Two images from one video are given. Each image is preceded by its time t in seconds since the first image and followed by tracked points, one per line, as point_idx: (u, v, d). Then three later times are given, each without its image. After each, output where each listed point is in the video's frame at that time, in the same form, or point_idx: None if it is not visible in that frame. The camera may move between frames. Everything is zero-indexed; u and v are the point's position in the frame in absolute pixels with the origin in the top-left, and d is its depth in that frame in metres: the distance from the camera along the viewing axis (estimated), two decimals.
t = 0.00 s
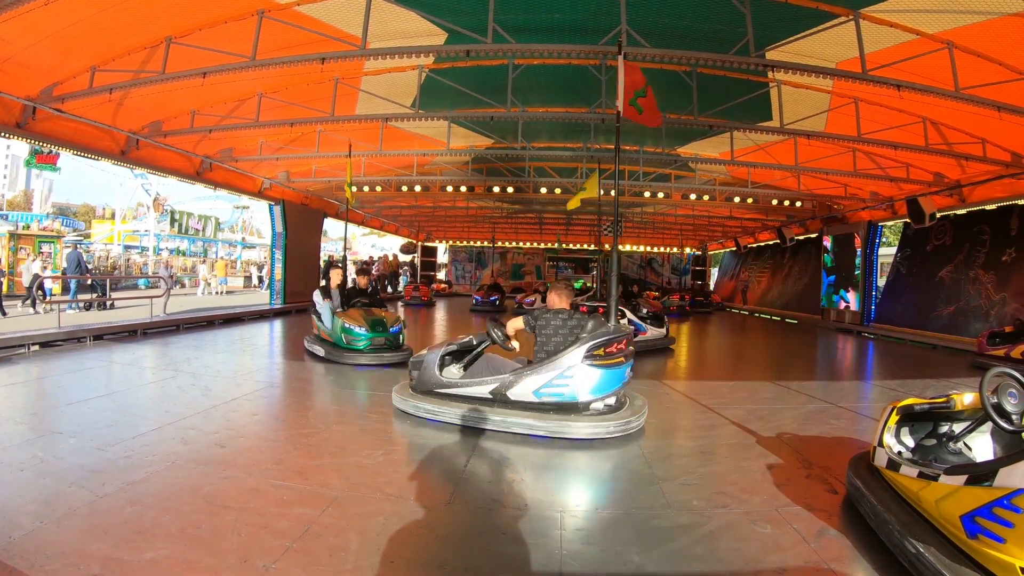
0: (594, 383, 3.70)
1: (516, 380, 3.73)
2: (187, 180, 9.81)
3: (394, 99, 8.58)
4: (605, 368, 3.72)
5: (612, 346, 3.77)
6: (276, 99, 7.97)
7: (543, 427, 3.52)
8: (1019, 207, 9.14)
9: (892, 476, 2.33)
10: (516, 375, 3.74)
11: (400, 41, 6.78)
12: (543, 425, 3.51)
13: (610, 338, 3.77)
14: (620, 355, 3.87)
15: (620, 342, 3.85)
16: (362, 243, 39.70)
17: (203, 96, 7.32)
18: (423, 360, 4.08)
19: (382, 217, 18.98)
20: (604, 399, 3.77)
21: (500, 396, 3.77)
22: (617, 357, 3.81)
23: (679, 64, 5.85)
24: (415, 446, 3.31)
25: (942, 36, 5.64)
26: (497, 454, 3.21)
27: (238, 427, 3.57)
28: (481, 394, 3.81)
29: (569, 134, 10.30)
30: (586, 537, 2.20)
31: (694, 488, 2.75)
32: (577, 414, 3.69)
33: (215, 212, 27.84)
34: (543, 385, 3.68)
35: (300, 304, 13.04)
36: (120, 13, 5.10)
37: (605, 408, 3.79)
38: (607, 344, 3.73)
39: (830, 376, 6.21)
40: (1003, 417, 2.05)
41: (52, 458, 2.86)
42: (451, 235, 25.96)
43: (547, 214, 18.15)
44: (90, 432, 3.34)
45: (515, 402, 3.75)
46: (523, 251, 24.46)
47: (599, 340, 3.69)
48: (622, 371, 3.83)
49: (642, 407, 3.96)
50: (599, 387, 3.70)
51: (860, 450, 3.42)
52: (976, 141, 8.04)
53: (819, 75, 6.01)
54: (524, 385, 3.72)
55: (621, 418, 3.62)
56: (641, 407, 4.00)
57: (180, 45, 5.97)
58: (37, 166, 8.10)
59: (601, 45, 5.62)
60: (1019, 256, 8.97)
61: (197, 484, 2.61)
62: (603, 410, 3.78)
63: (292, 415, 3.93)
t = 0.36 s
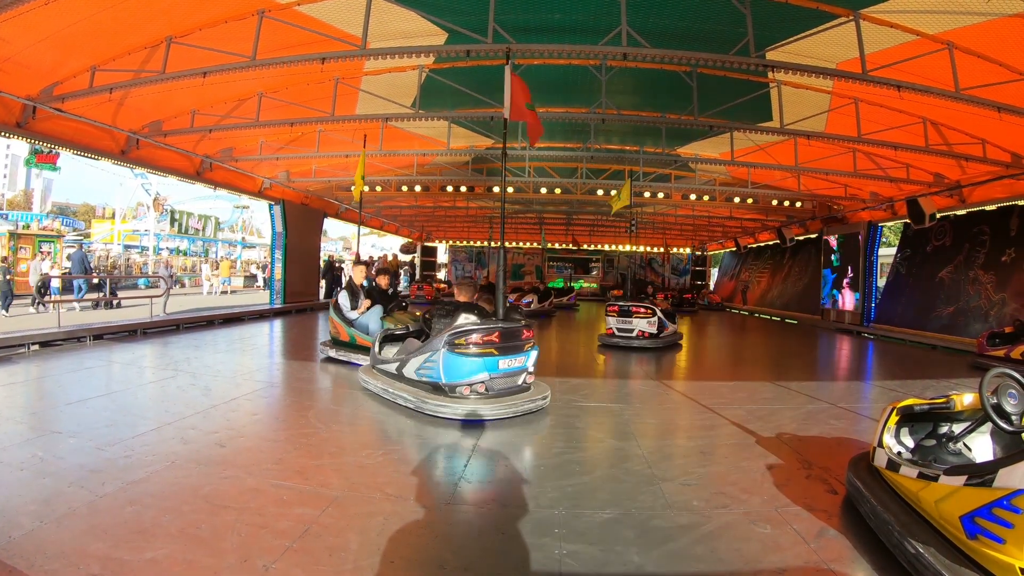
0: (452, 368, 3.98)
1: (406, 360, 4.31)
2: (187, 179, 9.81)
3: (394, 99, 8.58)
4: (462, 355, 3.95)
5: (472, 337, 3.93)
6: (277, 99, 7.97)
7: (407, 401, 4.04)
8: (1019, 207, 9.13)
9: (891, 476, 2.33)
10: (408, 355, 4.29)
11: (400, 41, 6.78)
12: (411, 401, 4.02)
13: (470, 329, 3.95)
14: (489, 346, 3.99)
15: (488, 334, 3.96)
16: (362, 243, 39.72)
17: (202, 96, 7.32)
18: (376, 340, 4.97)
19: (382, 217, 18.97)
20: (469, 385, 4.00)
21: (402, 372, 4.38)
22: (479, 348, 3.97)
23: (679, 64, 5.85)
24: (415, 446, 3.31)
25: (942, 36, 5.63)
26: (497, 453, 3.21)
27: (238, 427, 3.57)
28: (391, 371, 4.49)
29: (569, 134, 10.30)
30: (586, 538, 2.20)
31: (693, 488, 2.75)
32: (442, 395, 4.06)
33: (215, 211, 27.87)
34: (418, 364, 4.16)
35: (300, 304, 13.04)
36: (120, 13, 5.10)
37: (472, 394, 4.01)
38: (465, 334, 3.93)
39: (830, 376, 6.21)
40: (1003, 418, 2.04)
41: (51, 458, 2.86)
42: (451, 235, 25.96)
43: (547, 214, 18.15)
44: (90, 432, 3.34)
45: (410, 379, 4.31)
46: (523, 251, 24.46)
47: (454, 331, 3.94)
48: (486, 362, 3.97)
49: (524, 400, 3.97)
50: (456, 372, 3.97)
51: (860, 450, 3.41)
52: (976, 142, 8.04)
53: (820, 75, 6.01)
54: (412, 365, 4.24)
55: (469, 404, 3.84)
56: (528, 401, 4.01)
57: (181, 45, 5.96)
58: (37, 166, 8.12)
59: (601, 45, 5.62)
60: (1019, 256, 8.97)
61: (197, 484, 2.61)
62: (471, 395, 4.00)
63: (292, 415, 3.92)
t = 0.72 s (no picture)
0: (402, 365, 4.01)
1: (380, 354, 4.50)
2: (188, 179, 9.82)
3: (395, 99, 8.58)
4: (409, 353, 3.97)
5: (418, 336, 3.92)
6: (278, 99, 7.97)
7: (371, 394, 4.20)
8: (1020, 208, 9.12)
9: (892, 477, 2.33)
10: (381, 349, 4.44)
11: (402, 41, 6.78)
12: (372, 393, 4.17)
13: (417, 327, 3.94)
14: (437, 346, 3.93)
15: (433, 334, 3.91)
16: (363, 243, 39.73)
17: (203, 96, 7.32)
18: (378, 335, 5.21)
19: (383, 217, 18.98)
20: (417, 383, 3.99)
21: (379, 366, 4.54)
22: (427, 346, 3.94)
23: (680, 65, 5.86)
24: (415, 446, 3.31)
25: (943, 36, 5.63)
26: (497, 453, 3.22)
27: (238, 426, 3.58)
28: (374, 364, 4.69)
29: (570, 134, 10.31)
30: (586, 538, 2.20)
31: (694, 488, 2.75)
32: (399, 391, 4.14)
33: (216, 211, 27.90)
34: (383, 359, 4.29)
35: (301, 304, 13.05)
36: (121, 13, 5.11)
37: (420, 393, 4.00)
38: (413, 333, 3.93)
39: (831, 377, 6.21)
40: (1004, 419, 2.04)
41: (52, 458, 2.87)
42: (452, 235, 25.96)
43: (548, 214, 18.15)
44: (91, 431, 3.34)
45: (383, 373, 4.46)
46: (524, 251, 24.47)
47: (403, 329, 3.96)
48: (433, 362, 3.94)
49: (468, 405, 3.83)
50: (404, 370, 3.99)
51: (861, 451, 3.41)
52: (978, 142, 8.03)
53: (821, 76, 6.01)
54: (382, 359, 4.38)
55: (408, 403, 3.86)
56: (473, 407, 3.84)
57: (183, 45, 5.97)
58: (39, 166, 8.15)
59: (602, 45, 5.63)
60: (1020, 257, 8.96)
61: (197, 484, 2.62)
62: (420, 394, 3.98)
63: (293, 414, 3.93)
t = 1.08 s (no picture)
0: (403, 364, 4.06)
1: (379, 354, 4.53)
2: (189, 180, 9.84)
3: (396, 99, 8.58)
4: (410, 352, 4.01)
5: (418, 335, 3.97)
6: (278, 99, 7.97)
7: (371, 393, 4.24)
8: (1021, 209, 9.11)
9: (893, 478, 2.34)
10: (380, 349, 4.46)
11: (402, 42, 6.78)
12: (371, 392, 4.20)
13: (418, 326, 3.98)
14: (437, 344, 3.98)
15: (434, 333, 3.96)
16: (364, 244, 39.77)
17: (204, 97, 7.32)
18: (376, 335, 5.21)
19: (384, 218, 19.00)
20: (418, 382, 4.04)
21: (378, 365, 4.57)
22: (427, 346, 3.99)
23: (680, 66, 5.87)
24: (416, 447, 3.31)
25: (945, 37, 5.62)
26: (498, 454, 3.23)
27: (239, 427, 3.58)
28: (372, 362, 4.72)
29: (571, 135, 10.31)
30: (586, 539, 2.20)
31: (695, 489, 2.75)
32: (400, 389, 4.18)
33: (216, 212, 27.95)
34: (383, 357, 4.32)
35: (302, 304, 13.06)
36: (122, 14, 5.12)
37: (421, 391, 4.05)
38: (413, 332, 3.97)
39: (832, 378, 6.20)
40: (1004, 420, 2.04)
41: (53, 458, 2.87)
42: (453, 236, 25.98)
43: (548, 215, 18.15)
44: (92, 431, 3.35)
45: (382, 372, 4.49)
46: (524, 252, 24.49)
47: (403, 328, 4.00)
48: (434, 360, 3.99)
49: (469, 402, 3.89)
50: (404, 368, 4.04)
51: (862, 452, 3.40)
52: (979, 143, 8.02)
53: (822, 77, 6.02)
54: (381, 358, 4.41)
55: (410, 401, 3.91)
56: (474, 404, 3.91)
57: (183, 46, 5.97)
58: (40, 166, 8.17)
59: (603, 47, 5.63)
60: (1021, 258, 8.95)
61: (198, 484, 2.62)
62: (421, 392, 4.03)
63: (293, 415, 3.94)
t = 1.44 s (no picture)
0: (396, 360, 4.32)
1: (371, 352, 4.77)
2: (189, 180, 9.85)
3: (396, 100, 8.58)
4: (403, 348, 4.29)
5: (411, 332, 4.26)
6: (278, 100, 7.97)
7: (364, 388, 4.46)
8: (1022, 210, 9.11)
9: (893, 479, 2.34)
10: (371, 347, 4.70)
11: (403, 42, 6.78)
12: (365, 388, 4.41)
13: (411, 324, 4.28)
14: (429, 341, 4.27)
15: (426, 330, 4.26)
16: (364, 245, 39.78)
17: (204, 97, 7.32)
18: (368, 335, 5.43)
19: (384, 218, 19.01)
20: (411, 376, 4.30)
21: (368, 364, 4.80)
22: (420, 342, 4.27)
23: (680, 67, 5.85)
24: (416, 448, 3.31)
25: (945, 37, 5.62)
26: (498, 454, 3.24)
27: (240, 427, 3.59)
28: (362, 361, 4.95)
29: (571, 136, 10.32)
30: (586, 540, 2.20)
31: (695, 490, 2.75)
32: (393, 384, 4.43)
33: (216, 212, 27.97)
34: (376, 355, 4.56)
35: (302, 305, 13.06)
36: (123, 15, 5.13)
37: (414, 385, 4.30)
38: (407, 329, 4.26)
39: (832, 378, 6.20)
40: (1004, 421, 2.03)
41: (53, 458, 2.87)
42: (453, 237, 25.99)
43: (549, 215, 18.16)
44: (92, 432, 3.35)
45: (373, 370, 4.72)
46: (525, 252, 24.50)
47: (397, 326, 4.27)
48: (427, 356, 4.27)
49: (460, 395, 4.17)
50: (398, 364, 4.30)
51: (862, 453, 3.40)
52: (979, 143, 8.02)
53: (821, 78, 6.03)
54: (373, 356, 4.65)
55: (404, 394, 4.15)
56: (466, 396, 4.19)
57: (183, 46, 5.97)
58: (40, 166, 8.17)
59: (603, 48, 5.63)
60: (1021, 258, 8.95)
61: (198, 485, 2.62)
62: (414, 386, 4.29)
63: (293, 415, 3.94)
